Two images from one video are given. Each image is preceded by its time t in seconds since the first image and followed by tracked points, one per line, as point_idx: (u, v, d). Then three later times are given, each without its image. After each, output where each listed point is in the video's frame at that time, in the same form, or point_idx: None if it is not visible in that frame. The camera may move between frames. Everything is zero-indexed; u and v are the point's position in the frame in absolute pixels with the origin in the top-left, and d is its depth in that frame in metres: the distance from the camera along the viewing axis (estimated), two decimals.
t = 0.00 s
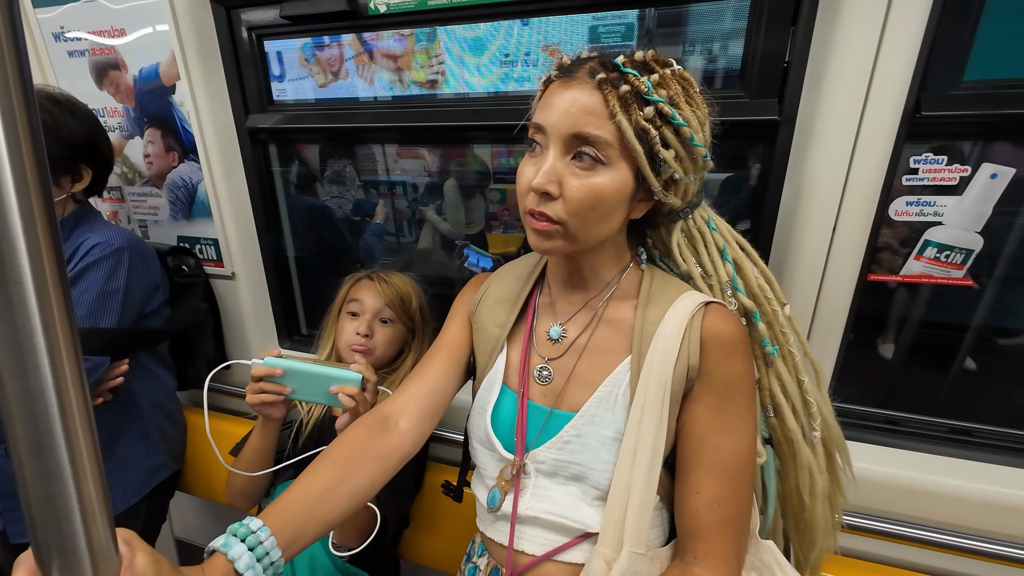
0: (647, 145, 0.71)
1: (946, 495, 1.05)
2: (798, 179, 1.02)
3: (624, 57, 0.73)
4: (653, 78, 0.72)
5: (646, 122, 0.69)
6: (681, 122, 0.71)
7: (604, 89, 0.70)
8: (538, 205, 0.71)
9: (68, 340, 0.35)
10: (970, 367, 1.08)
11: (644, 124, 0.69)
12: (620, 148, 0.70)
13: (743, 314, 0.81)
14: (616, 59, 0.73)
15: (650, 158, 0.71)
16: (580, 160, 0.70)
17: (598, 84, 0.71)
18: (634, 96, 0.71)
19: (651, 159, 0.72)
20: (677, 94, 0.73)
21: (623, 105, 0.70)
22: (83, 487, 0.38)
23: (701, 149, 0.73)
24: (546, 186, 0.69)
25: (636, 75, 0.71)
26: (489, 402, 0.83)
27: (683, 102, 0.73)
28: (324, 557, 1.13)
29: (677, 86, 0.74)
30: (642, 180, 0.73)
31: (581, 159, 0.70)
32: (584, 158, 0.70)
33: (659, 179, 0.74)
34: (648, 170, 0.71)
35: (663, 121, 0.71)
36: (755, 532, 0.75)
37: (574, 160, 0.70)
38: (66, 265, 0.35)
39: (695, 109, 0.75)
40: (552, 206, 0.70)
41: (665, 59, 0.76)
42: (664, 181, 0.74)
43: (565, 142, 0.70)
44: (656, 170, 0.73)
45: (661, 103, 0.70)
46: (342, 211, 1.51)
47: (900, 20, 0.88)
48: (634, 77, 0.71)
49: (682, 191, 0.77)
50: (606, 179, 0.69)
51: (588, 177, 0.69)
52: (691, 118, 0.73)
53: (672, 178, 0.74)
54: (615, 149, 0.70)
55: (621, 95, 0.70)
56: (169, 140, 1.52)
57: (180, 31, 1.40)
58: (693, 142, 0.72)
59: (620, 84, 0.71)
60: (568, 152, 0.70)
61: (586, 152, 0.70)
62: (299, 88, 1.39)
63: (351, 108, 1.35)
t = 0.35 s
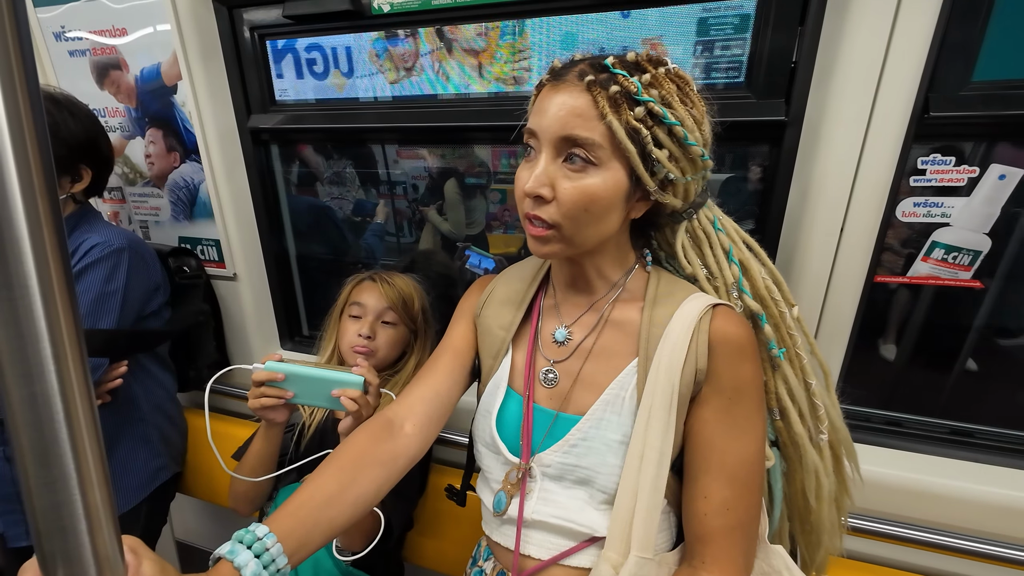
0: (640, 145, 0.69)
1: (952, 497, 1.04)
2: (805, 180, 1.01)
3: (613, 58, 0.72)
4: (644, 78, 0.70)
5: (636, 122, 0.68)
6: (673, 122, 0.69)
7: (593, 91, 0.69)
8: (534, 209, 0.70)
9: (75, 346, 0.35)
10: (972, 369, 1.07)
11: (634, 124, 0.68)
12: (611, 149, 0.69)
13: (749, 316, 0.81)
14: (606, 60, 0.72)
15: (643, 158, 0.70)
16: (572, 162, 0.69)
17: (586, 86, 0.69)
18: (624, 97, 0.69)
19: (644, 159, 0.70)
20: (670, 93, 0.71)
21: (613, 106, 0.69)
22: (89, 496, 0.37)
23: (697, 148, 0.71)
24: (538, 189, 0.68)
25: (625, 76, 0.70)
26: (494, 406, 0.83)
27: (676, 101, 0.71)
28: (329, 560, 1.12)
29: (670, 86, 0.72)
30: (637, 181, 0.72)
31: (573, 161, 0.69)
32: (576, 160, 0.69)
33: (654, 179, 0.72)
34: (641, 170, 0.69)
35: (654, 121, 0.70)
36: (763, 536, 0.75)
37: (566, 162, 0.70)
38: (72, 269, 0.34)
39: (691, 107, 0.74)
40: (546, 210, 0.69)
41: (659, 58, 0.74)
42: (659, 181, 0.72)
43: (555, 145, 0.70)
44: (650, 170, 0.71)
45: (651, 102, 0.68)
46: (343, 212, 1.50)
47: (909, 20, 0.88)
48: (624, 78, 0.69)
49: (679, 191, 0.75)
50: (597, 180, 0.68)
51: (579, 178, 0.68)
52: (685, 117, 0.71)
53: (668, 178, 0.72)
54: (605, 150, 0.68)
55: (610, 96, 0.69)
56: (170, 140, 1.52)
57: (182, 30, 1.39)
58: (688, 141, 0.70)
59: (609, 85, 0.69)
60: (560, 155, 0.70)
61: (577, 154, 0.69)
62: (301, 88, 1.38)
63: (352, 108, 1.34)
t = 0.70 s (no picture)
0: (639, 145, 0.68)
1: (959, 500, 1.04)
2: (812, 181, 1.01)
3: (609, 57, 0.70)
4: (641, 77, 0.69)
5: (635, 122, 0.66)
6: (672, 120, 0.68)
7: (589, 91, 0.67)
8: (532, 213, 0.69)
9: (80, 353, 0.34)
10: (974, 370, 1.07)
11: (632, 123, 0.66)
12: (610, 149, 0.67)
13: (756, 318, 0.79)
14: (601, 59, 0.70)
15: (643, 158, 0.68)
16: (569, 163, 0.68)
17: (582, 86, 0.68)
18: (621, 95, 0.68)
19: (644, 159, 0.69)
20: (668, 91, 0.70)
21: (610, 105, 0.67)
22: (93, 506, 0.36)
23: (697, 147, 0.70)
24: (536, 193, 0.67)
25: (622, 74, 0.68)
26: (498, 410, 0.82)
27: (675, 100, 0.70)
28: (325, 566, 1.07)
29: (668, 84, 0.70)
30: (637, 182, 0.70)
31: (570, 163, 0.68)
32: (573, 162, 0.68)
33: (655, 180, 0.70)
34: (642, 170, 0.67)
35: (653, 120, 0.68)
36: (773, 540, 0.73)
37: (563, 164, 0.68)
38: (77, 273, 0.33)
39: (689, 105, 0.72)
40: (544, 214, 0.68)
41: (656, 55, 0.73)
42: (660, 181, 0.70)
43: (552, 148, 0.68)
44: (651, 170, 0.70)
45: (649, 101, 0.67)
46: (344, 212, 1.49)
47: (920, 18, 0.87)
48: (620, 77, 0.68)
49: (681, 191, 0.73)
50: (595, 181, 0.67)
51: (577, 180, 0.67)
52: (685, 115, 0.70)
53: (669, 178, 0.70)
54: (604, 151, 0.67)
55: (607, 95, 0.67)
56: (171, 139, 1.51)
57: (183, 29, 1.38)
58: (688, 140, 0.69)
59: (606, 84, 0.68)
60: (557, 157, 0.68)
61: (574, 155, 0.67)
62: (303, 88, 1.37)
63: (354, 107, 1.33)
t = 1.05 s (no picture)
0: (638, 148, 0.68)
1: (954, 496, 1.04)
2: (809, 179, 1.01)
3: (610, 55, 0.70)
4: (641, 77, 0.68)
5: (634, 124, 0.66)
6: (672, 123, 0.67)
7: (587, 91, 0.67)
8: (529, 215, 0.70)
9: (81, 343, 0.34)
10: (971, 369, 1.07)
11: (632, 126, 0.66)
12: (608, 152, 0.68)
13: (755, 317, 0.79)
14: (601, 57, 0.69)
15: (641, 161, 0.69)
16: (567, 164, 0.68)
17: (581, 85, 0.68)
18: (620, 96, 0.68)
19: (642, 162, 0.69)
20: (669, 92, 0.69)
21: (609, 106, 0.67)
22: (94, 494, 0.37)
23: (698, 149, 0.69)
24: (532, 195, 0.68)
25: (621, 74, 0.68)
26: (496, 404, 0.82)
27: (676, 100, 0.69)
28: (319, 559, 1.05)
29: (669, 83, 0.70)
30: (635, 184, 0.71)
31: (568, 164, 0.68)
32: (571, 164, 0.68)
33: (653, 182, 0.71)
34: (640, 174, 0.68)
35: (653, 122, 0.68)
36: (767, 534, 0.74)
37: (560, 165, 0.69)
38: (79, 262, 0.33)
39: (691, 105, 0.72)
40: (542, 216, 0.68)
41: (658, 52, 0.72)
42: (658, 183, 0.71)
43: (548, 148, 0.69)
44: (649, 172, 0.70)
45: (650, 103, 0.66)
46: (344, 211, 1.50)
47: (916, 16, 0.87)
48: (620, 77, 0.68)
49: (679, 193, 0.74)
50: (593, 185, 0.67)
51: (575, 183, 0.67)
52: (686, 116, 0.69)
53: (667, 180, 0.71)
54: (601, 153, 0.67)
55: (607, 96, 0.67)
56: (170, 137, 1.51)
57: (182, 28, 1.38)
58: (688, 142, 0.69)
59: (605, 85, 0.68)
60: (553, 158, 0.69)
61: (571, 157, 0.68)
62: (303, 87, 1.38)
63: (353, 106, 1.34)
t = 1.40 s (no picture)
0: (608, 154, 0.69)
1: (943, 487, 1.06)
2: (797, 175, 1.03)
3: (582, 60, 0.70)
4: (611, 82, 0.69)
5: (602, 131, 0.67)
6: (642, 129, 0.67)
7: (557, 97, 0.68)
8: (505, 217, 0.72)
9: (81, 324, 0.35)
10: (968, 367, 1.09)
11: (600, 133, 0.67)
12: (576, 157, 0.69)
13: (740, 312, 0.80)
14: (572, 61, 0.70)
15: (612, 166, 0.69)
16: (537, 169, 0.70)
17: (551, 91, 0.69)
18: (591, 102, 0.68)
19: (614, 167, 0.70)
20: (641, 96, 0.69)
21: (578, 112, 0.68)
22: (94, 470, 0.38)
23: (671, 154, 0.69)
24: (505, 198, 0.70)
25: (592, 80, 0.69)
26: (487, 397, 0.83)
27: (649, 104, 0.69)
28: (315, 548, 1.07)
29: (642, 86, 0.70)
30: (608, 188, 0.72)
31: (538, 168, 0.70)
32: (540, 168, 0.70)
33: (626, 186, 0.71)
34: (610, 180, 0.69)
35: (623, 128, 0.68)
36: (753, 520, 0.75)
37: (531, 169, 0.70)
38: (79, 243, 0.34)
39: (668, 107, 0.71)
40: (515, 218, 0.71)
41: (632, 52, 0.73)
42: (632, 187, 0.71)
43: (519, 153, 0.70)
44: (621, 177, 0.71)
45: (618, 109, 0.67)
46: (341, 209, 1.51)
47: (899, 13, 0.89)
48: (590, 83, 0.68)
49: (654, 195, 0.73)
50: (561, 189, 0.69)
51: (545, 188, 0.69)
52: (660, 120, 0.69)
53: (641, 185, 0.71)
54: (569, 159, 0.69)
55: (575, 103, 0.68)
56: (169, 135, 1.52)
57: (181, 28, 1.40)
58: (661, 147, 0.69)
59: (575, 91, 0.68)
60: (525, 162, 0.70)
61: (541, 162, 0.69)
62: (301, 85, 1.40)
63: (351, 104, 1.35)
